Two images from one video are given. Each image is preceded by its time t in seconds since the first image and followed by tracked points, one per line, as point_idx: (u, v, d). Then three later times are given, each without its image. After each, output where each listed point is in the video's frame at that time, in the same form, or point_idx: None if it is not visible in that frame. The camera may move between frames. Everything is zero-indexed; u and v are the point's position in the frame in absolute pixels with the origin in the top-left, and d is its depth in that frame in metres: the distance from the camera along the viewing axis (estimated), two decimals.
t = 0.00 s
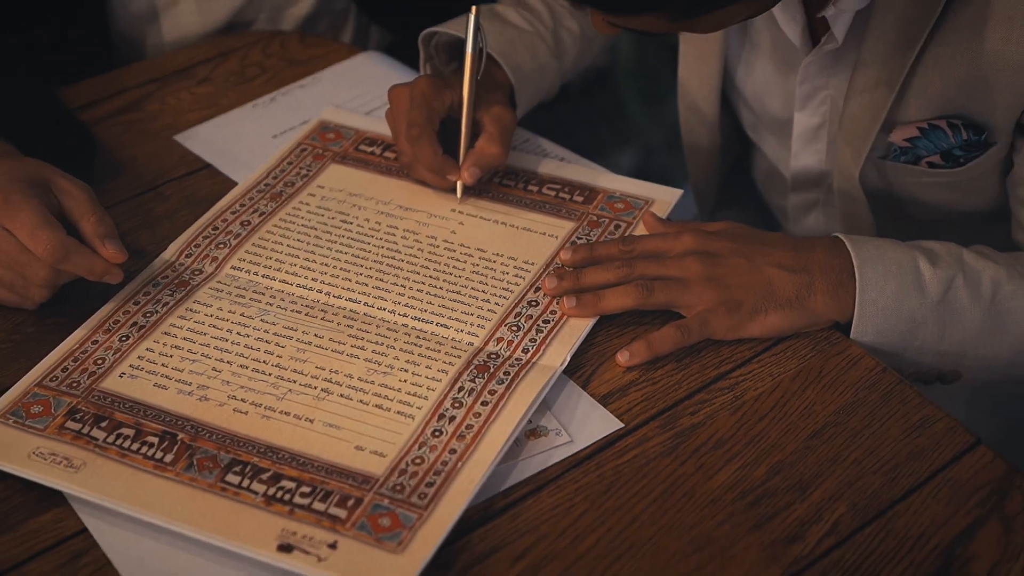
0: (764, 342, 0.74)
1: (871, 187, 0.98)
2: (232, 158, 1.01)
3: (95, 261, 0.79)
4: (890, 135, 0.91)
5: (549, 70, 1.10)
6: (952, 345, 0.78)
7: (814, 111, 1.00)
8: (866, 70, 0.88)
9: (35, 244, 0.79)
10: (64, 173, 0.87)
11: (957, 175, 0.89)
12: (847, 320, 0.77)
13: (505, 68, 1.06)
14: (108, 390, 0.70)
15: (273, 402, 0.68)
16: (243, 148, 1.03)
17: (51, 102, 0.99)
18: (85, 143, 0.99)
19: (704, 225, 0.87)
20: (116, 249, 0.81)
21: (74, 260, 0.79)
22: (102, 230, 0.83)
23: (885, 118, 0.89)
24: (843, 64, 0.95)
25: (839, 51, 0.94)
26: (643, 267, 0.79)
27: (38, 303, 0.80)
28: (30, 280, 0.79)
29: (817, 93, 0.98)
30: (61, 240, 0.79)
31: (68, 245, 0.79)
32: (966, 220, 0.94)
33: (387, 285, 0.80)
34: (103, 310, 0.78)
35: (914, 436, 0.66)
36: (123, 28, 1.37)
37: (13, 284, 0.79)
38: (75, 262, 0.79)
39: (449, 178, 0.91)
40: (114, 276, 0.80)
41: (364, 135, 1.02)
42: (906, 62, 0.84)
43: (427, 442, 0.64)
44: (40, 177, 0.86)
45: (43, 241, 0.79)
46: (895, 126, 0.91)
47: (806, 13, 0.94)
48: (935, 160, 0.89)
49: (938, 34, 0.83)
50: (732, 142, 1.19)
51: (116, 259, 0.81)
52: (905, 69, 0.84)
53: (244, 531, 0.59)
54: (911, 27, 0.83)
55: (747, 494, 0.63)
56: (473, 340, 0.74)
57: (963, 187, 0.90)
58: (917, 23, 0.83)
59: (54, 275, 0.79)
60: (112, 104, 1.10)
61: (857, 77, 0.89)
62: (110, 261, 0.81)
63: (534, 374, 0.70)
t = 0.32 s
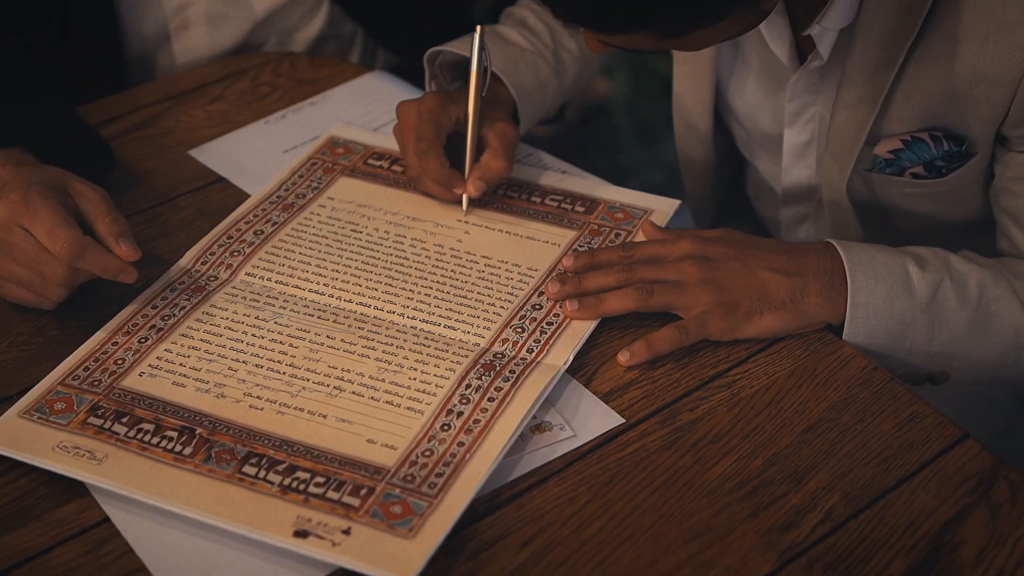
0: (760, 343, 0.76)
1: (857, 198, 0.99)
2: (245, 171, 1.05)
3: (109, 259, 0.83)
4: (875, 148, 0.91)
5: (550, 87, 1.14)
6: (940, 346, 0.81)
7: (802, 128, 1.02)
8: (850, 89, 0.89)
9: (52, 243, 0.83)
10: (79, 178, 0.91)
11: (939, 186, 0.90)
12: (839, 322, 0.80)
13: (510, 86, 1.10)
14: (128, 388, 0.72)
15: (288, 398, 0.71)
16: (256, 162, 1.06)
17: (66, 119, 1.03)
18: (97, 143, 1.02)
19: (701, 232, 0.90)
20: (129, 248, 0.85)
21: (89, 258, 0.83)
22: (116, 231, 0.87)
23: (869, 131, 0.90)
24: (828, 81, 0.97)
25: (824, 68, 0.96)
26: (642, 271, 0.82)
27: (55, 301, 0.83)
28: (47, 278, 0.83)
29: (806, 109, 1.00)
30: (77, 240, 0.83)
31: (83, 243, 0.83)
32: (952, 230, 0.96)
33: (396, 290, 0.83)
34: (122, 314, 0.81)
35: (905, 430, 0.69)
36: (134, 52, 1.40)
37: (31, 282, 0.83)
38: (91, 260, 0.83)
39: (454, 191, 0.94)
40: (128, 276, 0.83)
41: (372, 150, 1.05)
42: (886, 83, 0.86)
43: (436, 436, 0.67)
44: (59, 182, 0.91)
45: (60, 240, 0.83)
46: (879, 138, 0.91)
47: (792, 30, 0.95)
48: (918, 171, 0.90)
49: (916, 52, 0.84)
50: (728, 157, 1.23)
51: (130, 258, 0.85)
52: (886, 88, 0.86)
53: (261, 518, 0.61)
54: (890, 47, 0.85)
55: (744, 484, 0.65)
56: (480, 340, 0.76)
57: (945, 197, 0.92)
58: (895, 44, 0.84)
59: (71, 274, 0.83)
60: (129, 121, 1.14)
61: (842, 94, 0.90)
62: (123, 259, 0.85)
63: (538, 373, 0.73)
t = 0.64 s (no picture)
0: (755, 350, 0.79)
1: (848, 214, 1.02)
2: (256, 189, 1.08)
3: (121, 271, 0.85)
4: (863, 164, 0.94)
5: (552, 109, 1.18)
6: (931, 353, 0.83)
7: (794, 147, 1.04)
8: (837, 109, 0.93)
9: (66, 255, 0.85)
10: (94, 194, 0.94)
11: (926, 201, 0.93)
12: (832, 330, 0.83)
13: (513, 107, 1.13)
14: (147, 392, 0.75)
15: (301, 401, 0.73)
16: (267, 181, 1.10)
17: (78, 141, 1.05)
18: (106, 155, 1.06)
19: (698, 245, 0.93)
20: (140, 261, 0.87)
21: (101, 269, 0.85)
22: (127, 243, 0.89)
23: (857, 148, 0.93)
24: (818, 101, 1.00)
25: (813, 89, 0.98)
26: (641, 281, 0.84)
27: (70, 311, 0.86)
28: (61, 289, 0.85)
29: (797, 130, 1.03)
30: (90, 252, 0.85)
31: (96, 255, 0.85)
32: (941, 243, 0.99)
33: (405, 300, 0.86)
34: (139, 323, 0.84)
35: (896, 431, 0.72)
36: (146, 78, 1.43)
37: (46, 293, 0.85)
38: (103, 271, 0.85)
39: (461, 207, 0.98)
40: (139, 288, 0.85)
41: (380, 169, 1.09)
42: (872, 102, 0.90)
43: (445, 436, 0.70)
44: (74, 197, 0.93)
45: (74, 252, 0.85)
46: (867, 155, 0.95)
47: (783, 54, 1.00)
48: (906, 186, 0.93)
49: (902, 72, 0.88)
50: (723, 177, 1.26)
51: (140, 269, 0.87)
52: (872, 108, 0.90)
53: (276, 513, 0.63)
54: (875, 68, 0.89)
55: (742, 482, 0.68)
56: (486, 347, 0.79)
57: (933, 212, 0.95)
58: (881, 64, 0.88)
59: (84, 285, 0.85)
60: (145, 142, 1.18)
61: (831, 113, 0.93)
62: (134, 271, 0.87)
63: (542, 377, 0.76)
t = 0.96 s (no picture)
0: (748, 360, 0.82)
1: (836, 231, 1.05)
2: (262, 209, 1.11)
3: (134, 287, 0.88)
4: (849, 183, 0.98)
5: (549, 132, 1.22)
6: (919, 364, 0.86)
7: (784, 168, 1.07)
8: (823, 132, 0.96)
9: (81, 270, 0.88)
10: (108, 212, 0.96)
11: (910, 219, 0.97)
12: (823, 341, 0.85)
13: (512, 129, 1.17)
14: (158, 400, 0.77)
15: (308, 409, 0.75)
16: (273, 202, 1.13)
17: (89, 163, 1.08)
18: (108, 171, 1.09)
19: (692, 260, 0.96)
20: (152, 275, 0.89)
21: (115, 284, 0.87)
22: (139, 258, 0.92)
23: (843, 167, 0.97)
24: (805, 124, 1.03)
25: (801, 111, 1.02)
26: (637, 294, 0.87)
27: (83, 325, 0.88)
28: (75, 303, 0.87)
29: (786, 151, 1.05)
30: (104, 267, 0.88)
31: (109, 271, 0.88)
32: (929, 259, 1.02)
33: (408, 313, 0.88)
34: (150, 336, 0.86)
35: (885, 436, 0.74)
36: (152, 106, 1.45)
37: (60, 308, 0.88)
38: (116, 287, 0.87)
39: (464, 223, 1.01)
40: (151, 302, 0.88)
41: (383, 190, 1.12)
42: (856, 123, 0.93)
43: (447, 441, 0.72)
44: (88, 215, 0.96)
45: (89, 267, 0.87)
46: (853, 174, 0.98)
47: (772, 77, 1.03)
48: (891, 204, 0.97)
49: (886, 94, 0.92)
50: (717, 199, 1.29)
51: (152, 284, 0.89)
52: (856, 129, 0.93)
53: (284, 513, 0.65)
54: (859, 90, 0.93)
55: (736, 484, 0.70)
56: (487, 357, 0.82)
57: (918, 230, 0.98)
58: (864, 86, 0.92)
59: (98, 299, 0.88)
60: (154, 165, 1.21)
61: (817, 134, 0.97)
62: (146, 286, 0.89)
63: (542, 386, 0.78)
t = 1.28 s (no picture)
0: (739, 372, 0.84)
1: (824, 251, 1.08)
2: (266, 231, 1.14)
3: (139, 274, 0.92)
4: (836, 204, 1.00)
5: (546, 157, 1.25)
6: (906, 378, 0.88)
7: (773, 191, 1.10)
8: (809, 153, 0.99)
9: (88, 262, 0.92)
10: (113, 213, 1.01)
11: (895, 237, 1.00)
12: (811, 354, 0.87)
13: (510, 154, 1.20)
14: (165, 410, 0.79)
15: (311, 418, 0.78)
16: (276, 224, 1.16)
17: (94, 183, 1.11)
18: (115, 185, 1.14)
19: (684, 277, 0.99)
20: (158, 264, 0.94)
21: (121, 272, 0.91)
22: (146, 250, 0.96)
23: (830, 188, 1.00)
24: (792, 146, 1.06)
25: (788, 135, 1.05)
26: (631, 309, 0.89)
27: (94, 324, 0.92)
28: (86, 297, 0.91)
29: (775, 174, 1.09)
30: (110, 257, 0.92)
31: (116, 260, 0.92)
32: (916, 277, 1.05)
33: (408, 328, 0.90)
34: (157, 350, 0.89)
35: (873, 444, 0.76)
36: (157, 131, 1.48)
37: (71, 305, 0.91)
38: (122, 274, 0.91)
39: (462, 243, 1.03)
40: (159, 292, 0.92)
41: (384, 212, 1.15)
42: (841, 146, 0.96)
43: (447, 448, 0.74)
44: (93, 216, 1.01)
45: (95, 257, 0.92)
46: (840, 195, 1.01)
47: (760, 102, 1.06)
48: (877, 223, 0.99)
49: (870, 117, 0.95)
50: (710, 223, 1.32)
51: (159, 272, 0.93)
52: (841, 151, 0.96)
53: (288, 516, 0.67)
54: (844, 113, 0.96)
55: (727, 490, 0.72)
56: (485, 369, 0.84)
57: (903, 249, 1.01)
58: (849, 109, 0.95)
59: (107, 291, 0.92)
60: (161, 188, 1.24)
61: (805, 156, 1.00)
62: (153, 275, 0.93)
63: (539, 396, 0.80)
